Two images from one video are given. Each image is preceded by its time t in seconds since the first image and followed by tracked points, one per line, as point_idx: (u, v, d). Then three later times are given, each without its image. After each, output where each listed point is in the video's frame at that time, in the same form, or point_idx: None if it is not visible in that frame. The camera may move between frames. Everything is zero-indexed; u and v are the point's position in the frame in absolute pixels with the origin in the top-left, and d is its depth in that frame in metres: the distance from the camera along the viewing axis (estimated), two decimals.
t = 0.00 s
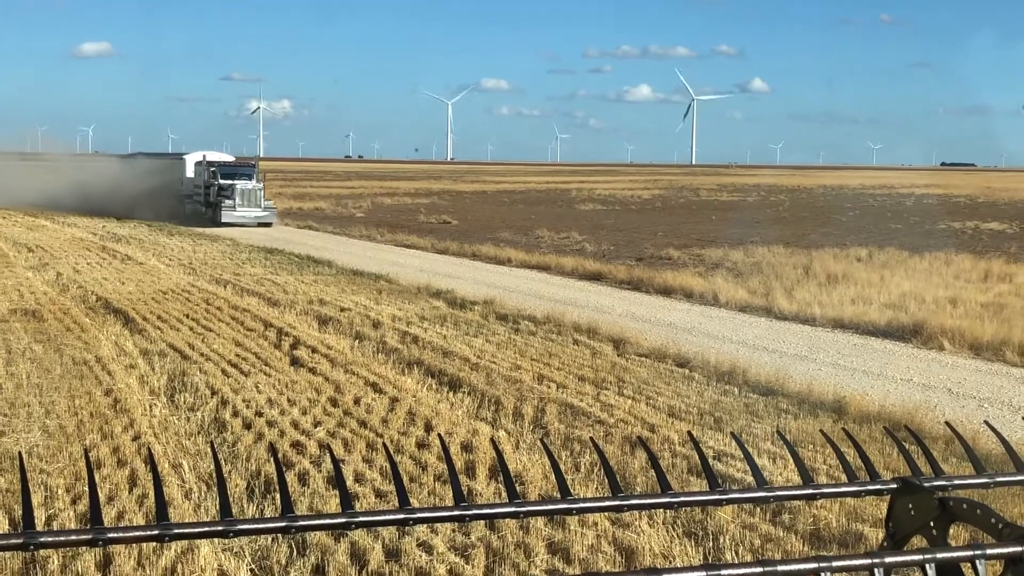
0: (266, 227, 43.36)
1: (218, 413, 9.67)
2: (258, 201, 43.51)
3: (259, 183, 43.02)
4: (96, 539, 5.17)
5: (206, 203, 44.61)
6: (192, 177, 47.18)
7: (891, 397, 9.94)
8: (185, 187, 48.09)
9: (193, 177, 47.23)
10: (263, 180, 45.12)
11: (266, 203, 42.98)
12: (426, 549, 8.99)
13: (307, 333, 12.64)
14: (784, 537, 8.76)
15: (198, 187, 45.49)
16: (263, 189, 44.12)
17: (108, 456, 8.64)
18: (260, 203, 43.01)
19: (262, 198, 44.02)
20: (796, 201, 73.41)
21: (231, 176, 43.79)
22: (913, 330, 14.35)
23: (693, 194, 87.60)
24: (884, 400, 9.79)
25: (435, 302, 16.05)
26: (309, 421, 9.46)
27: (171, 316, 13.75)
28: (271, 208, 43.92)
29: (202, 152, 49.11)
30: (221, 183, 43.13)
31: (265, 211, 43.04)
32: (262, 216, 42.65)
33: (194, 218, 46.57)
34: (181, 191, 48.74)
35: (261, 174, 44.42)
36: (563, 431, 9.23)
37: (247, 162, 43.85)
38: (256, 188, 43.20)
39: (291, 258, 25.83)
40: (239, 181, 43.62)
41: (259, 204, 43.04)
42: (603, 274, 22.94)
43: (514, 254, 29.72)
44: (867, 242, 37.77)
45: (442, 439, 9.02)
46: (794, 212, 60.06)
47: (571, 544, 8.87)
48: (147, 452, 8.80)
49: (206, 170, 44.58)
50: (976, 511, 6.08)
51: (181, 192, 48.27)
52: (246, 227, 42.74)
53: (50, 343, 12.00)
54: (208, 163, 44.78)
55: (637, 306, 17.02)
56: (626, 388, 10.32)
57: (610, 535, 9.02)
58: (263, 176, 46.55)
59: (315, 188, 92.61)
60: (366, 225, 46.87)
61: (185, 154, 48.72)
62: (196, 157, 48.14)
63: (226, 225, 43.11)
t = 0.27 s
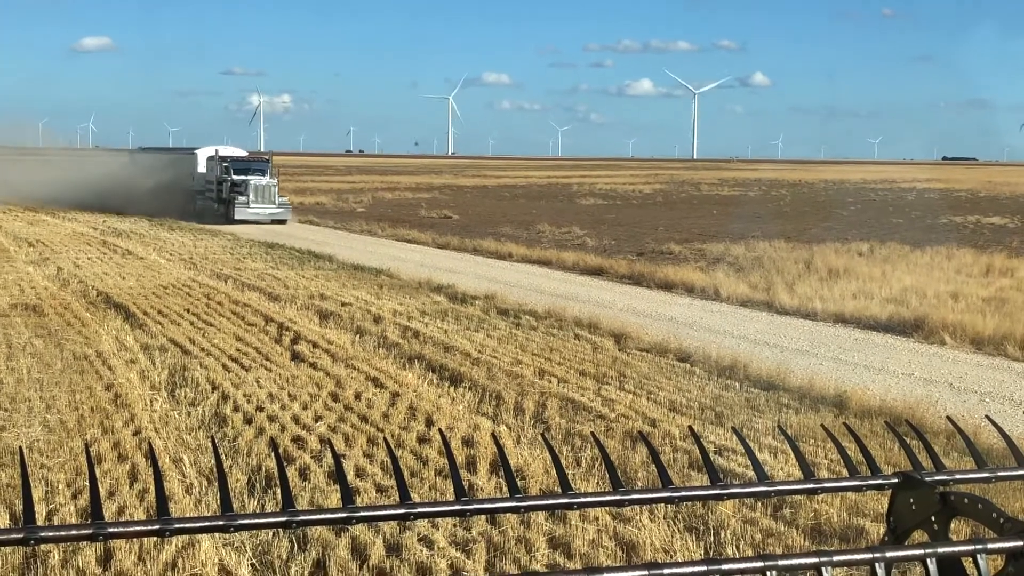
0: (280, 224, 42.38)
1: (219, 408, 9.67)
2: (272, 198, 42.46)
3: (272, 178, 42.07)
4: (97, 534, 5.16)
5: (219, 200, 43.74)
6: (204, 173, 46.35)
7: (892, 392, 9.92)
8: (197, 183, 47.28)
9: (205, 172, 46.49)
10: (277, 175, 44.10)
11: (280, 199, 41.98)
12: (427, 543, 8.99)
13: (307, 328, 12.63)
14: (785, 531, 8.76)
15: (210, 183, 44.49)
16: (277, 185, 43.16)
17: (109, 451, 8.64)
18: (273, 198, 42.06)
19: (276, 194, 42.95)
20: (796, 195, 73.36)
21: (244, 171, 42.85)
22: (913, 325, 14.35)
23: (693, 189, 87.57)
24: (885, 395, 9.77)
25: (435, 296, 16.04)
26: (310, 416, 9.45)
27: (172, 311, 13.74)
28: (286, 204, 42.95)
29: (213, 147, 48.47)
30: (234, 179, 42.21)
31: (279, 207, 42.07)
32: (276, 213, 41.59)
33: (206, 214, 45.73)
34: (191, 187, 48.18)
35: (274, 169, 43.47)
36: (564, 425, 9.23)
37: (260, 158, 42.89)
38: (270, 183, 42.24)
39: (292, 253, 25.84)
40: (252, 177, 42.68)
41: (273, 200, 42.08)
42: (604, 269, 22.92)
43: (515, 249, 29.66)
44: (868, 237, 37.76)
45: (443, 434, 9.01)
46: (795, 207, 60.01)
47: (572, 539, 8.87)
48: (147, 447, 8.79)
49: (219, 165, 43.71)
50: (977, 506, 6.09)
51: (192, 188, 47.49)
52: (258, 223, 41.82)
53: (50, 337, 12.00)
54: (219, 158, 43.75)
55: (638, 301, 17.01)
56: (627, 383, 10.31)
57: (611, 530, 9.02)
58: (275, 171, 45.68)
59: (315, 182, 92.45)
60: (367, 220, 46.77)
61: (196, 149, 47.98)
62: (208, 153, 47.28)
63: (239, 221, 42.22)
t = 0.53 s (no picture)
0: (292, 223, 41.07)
1: (216, 405, 9.67)
2: (283, 196, 41.08)
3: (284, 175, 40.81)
4: (95, 530, 5.17)
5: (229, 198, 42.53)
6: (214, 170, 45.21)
7: (889, 388, 9.93)
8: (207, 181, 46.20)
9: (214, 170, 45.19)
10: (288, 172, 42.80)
11: (293, 197, 40.62)
12: (425, 539, 8.99)
13: (305, 325, 12.62)
14: (782, 527, 8.77)
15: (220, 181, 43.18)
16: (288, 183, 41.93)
17: (107, 448, 8.64)
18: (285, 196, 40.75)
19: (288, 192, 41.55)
20: (794, 192, 73.28)
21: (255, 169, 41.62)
22: (911, 321, 14.38)
23: (690, 185, 87.52)
24: (882, 391, 9.78)
25: (433, 293, 16.02)
26: (308, 413, 9.45)
27: (170, 308, 13.72)
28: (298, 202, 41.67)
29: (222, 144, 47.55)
30: (245, 176, 40.92)
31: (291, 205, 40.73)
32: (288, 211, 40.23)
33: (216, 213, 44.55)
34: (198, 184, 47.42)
35: (285, 167, 42.20)
36: (562, 422, 9.23)
37: (271, 154, 41.59)
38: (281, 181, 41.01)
39: (289, 250, 25.78)
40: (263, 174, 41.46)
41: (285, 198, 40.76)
42: (601, 266, 22.91)
43: (513, 245, 29.61)
44: (866, 233, 37.74)
45: (441, 430, 9.02)
46: (791, 203, 59.98)
47: (570, 535, 8.88)
48: (145, 443, 8.79)
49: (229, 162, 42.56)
50: (974, 502, 6.12)
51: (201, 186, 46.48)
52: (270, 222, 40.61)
53: (48, 334, 11.98)
54: (229, 155, 42.39)
55: (636, 297, 17.01)
56: (625, 379, 10.31)
57: (609, 526, 9.03)
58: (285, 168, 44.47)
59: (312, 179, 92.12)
60: (364, 217, 46.71)
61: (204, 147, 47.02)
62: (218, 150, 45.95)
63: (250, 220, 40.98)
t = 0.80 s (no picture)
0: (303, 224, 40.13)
1: (211, 404, 9.66)
2: (294, 197, 40.00)
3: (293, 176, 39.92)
4: (88, 529, 5.19)
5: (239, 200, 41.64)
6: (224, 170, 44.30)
7: (883, 386, 9.94)
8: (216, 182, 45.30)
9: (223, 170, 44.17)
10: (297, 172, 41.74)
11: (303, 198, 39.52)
12: (419, 538, 8.99)
13: (300, 323, 12.62)
14: (776, 526, 8.77)
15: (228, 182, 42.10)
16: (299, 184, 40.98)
17: (101, 447, 8.63)
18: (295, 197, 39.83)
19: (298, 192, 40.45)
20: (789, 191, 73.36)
21: (264, 170, 40.75)
22: (904, 320, 14.42)
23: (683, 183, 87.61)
24: (876, 390, 9.78)
25: (428, 292, 16.04)
26: (302, 412, 9.45)
27: (164, 307, 13.71)
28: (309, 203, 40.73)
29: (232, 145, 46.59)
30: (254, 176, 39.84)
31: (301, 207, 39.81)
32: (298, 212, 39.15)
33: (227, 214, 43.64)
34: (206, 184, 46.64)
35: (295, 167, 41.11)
36: (556, 420, 9.24)
37: (279, 154, 40.47)
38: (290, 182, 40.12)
39: (283, 248, 25.76)
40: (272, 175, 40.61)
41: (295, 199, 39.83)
42: (596, 265, 22.91)
43: (507, 244, 29.58)
44: (860, 231, 37.83)
45: (435, 429, 9.02)
46: (785, 201, 60.04)
47: (564, 534, 8.88)
48: (139, 442, 8.78)
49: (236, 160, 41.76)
50: (967, 501, 6.13)
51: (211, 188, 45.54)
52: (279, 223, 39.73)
53: (42, 333, 11.96)
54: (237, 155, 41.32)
55: (630, 296, 17.01)
56: (619, 378, 10.32)
57: (604, 525, 9.03)
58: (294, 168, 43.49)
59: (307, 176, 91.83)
60: (359, 215, 46.66)
61: (212, 147, 45.97)
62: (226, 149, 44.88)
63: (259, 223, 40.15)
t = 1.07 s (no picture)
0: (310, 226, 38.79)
1: (201, 403, 9.64)
2: (300, 199, 38.62)
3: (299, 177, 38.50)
4: (79, 529, 5.19)
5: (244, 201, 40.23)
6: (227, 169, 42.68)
7: (873, 386, 9.96)
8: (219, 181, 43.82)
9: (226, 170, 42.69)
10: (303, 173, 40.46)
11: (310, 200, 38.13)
12: (410, 538, 8.98)
13: (290, 323, 12.59)
14: (767, 525, 8.79)
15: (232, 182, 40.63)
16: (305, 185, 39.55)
17: (91, 446, 8.61)
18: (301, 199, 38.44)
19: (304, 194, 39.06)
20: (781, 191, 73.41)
21: (269, 170, 39.28)
22: (893, 319, 14.46)
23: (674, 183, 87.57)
24: (866, 389, 9.80)
25: (419, 291, 16.02)
26: (293, 412, 9.44)
27: (155, 307, 13.66)
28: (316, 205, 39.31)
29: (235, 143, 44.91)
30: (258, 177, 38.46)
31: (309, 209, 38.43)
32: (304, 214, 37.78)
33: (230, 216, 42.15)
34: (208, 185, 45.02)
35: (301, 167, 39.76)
36: (547, 420, 9.24)
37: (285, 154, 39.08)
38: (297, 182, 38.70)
39: (274, 248, 25.69)
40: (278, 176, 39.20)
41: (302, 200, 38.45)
42: (587, 265, 22.88)
43: (498, 243, 29.53)
44: (851, 231, 37.90)
45: (426, 428, 9.01)
46: (777, 202, 60.08)
47: (555, 533, 8.88)
48: (129, 442, 8.76)
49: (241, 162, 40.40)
50: (958, 500, 6.15)
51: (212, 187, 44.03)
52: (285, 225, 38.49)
53: (32, 333, 11.92)
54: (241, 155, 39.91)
55: (622, 296, 17.01)
56: (610, 378, 10.32)
57: (595, 524, 9.04)
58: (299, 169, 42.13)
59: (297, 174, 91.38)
60: (351, 215, 46.54)
61: (216, 145, 44.23)
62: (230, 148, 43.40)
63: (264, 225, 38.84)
